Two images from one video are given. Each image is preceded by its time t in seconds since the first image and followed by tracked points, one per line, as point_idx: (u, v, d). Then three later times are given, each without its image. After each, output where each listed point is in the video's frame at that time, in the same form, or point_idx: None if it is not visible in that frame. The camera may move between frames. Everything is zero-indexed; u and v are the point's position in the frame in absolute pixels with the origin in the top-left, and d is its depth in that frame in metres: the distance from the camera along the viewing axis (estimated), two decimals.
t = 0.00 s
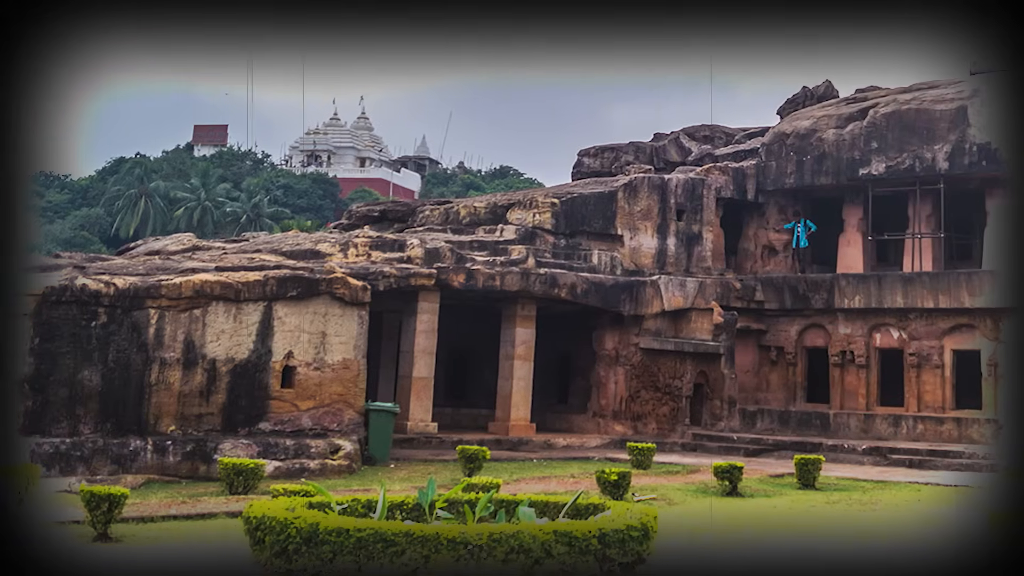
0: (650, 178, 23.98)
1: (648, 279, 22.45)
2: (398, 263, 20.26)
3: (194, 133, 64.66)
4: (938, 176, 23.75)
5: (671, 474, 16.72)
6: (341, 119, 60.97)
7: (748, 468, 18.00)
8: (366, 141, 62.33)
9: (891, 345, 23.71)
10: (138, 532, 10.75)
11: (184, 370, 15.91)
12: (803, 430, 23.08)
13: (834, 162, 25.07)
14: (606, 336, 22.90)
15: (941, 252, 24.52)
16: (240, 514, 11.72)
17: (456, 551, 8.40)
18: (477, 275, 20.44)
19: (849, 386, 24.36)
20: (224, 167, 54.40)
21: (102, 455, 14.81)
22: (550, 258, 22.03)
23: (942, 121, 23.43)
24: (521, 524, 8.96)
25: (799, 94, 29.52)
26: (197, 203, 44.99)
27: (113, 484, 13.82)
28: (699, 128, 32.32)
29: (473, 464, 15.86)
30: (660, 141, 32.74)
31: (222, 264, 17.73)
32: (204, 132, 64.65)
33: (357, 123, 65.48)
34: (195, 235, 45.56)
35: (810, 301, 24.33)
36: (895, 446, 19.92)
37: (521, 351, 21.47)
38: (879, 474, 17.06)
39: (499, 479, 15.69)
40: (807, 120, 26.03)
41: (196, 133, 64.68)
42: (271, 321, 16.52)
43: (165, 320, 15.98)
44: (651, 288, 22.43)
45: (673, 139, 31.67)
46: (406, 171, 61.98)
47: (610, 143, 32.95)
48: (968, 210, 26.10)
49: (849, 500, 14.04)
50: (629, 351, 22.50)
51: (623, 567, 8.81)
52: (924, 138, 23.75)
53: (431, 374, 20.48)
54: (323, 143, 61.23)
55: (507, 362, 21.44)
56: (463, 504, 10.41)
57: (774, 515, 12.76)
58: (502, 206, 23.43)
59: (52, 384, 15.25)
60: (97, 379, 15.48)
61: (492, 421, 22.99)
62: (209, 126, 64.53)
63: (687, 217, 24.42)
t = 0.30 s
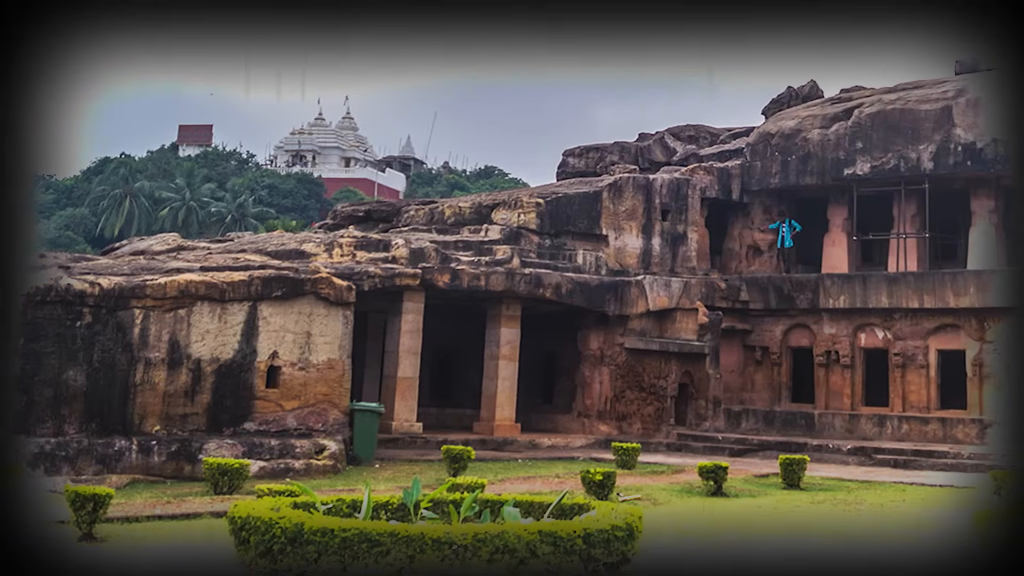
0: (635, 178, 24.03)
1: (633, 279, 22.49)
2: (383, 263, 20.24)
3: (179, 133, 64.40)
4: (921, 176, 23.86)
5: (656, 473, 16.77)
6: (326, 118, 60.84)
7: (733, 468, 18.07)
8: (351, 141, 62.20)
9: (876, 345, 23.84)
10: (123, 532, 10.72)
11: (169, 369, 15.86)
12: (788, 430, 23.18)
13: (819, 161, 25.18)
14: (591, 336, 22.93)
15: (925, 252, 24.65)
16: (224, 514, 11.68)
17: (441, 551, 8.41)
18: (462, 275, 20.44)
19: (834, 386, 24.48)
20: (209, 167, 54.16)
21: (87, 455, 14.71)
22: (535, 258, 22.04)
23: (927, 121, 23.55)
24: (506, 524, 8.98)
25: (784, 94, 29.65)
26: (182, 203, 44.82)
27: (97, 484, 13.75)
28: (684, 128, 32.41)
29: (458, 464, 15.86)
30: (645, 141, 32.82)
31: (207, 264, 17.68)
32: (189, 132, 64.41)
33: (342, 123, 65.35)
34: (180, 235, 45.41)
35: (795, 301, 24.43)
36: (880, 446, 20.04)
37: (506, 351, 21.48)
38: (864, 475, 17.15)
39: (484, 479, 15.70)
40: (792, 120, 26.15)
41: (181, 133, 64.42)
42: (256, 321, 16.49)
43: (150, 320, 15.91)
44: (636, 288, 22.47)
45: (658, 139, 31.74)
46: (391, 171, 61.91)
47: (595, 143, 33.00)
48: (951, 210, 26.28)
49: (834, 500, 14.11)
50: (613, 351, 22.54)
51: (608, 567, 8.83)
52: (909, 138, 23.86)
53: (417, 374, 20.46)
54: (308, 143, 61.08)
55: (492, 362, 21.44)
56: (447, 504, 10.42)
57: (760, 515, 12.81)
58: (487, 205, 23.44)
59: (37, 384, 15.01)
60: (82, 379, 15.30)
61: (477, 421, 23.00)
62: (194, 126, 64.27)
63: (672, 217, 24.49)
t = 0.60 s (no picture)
0: (620, 178, 24.09)
1: (618, 279, 22.54)
2: (368, 263, 20.23)
3: (164, 133, 64.10)
4: (907, 176, 23.97)
5: (641, 473, 16.83)
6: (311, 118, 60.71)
7: (718, 468, 18.15)
8: (336, 141, 62.06)
9: (861, 345, 23.97)
10: (108, 532, 10.68)
11: (154, 370, 15.79)
12: (773, 430, 23.28)
13: (804, 161, 25.29)
14: (576, 336, 22.95)
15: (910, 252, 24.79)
16: (209, 514, 11.65)
17: (426, 551, 8.37)
18: (447, 275, 20.45)
19: (819, 386, 24.60)
20: (194, 167, 53.93)
21: (72, 455, 14.62)
22: (520, 258, 22.05)
23: (912, 122, 23.66)
24: (491, 523, 8.97)
25: (770, 94, 29.78)
26: (167, 203, 44.65)
27: (82, 484, 13.69)
28: (669, 128, 32.52)
29: (443, 464, 15.85)
30: (630, 141, 32.90)
31: (192, 264, 17.64)
32: (174, 132, 64.14)
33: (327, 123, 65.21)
34: (165, 235, 45.23)
35: (780, 301, 24.54)
36: (865, 446, 20.15)
37: (491, 351, 21.49)
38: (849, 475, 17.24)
39: (469, 479, 15.72)
40: (777, 120, 26.26)
41: (166, 133, 64.13)
42: (241, 321, 16.46)
43: (135, 320, 15.85)
44: (621, 289, 22.52)
45: (643, 139, 31.82)
46: (376, 171, 61.82)
47: (580, 143, 33.06)
48: (934, 211, 26.46)
49: (819, 500, 14.19)
50: (599, 351, 22.58)
51: (593, 567, 8.89)
52: (893, 138, 23.98)
53: (401, 373, 20.45)
54: (293, 143, 60.94)
55: (477, 361, 21.45)
56: (433, 504, 10.44)
57: (745, 515, 12.86)
58: (472, 205, 23.46)
59: (22, 384, 14.93)
60: (67, 379, 15.21)
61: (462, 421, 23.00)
62: (179, 126, 63.98)
63: (657, 217, 24.57)
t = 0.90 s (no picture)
0: (605, 178, 24.14)
1: (603, 279, 22.58)
2: (352, 263, 20.21)
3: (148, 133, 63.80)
4: (890, 176, 24.09)
5: (626, 473, 16.88)
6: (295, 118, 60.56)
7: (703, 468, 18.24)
8: (321, 141, 61.93)
9: (845, 345, 24.10)
10: (92, 532, 10.64)
11: (138, 370, 15.74)
12: (757, 430, 23.37)
13: (789, 162, 25.39)
14: (560, 336, 22.98)
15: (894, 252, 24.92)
16: (194, 514, 11.62)
17: (410, 551, 8.39)
18: (431, 275, 20.45)
19: (803, 386, 24.72)
20: (178, 167, 53.69)
21: (57, 456, 14.58)
22: (504, 258, 22.07)
23: (897, 121, 23.74)
24: (476, 523, 8.97)
25: (754, 94, 29.91)
26: (152, 203, 44.46)
27: (66, 485, 13.63)
28: (654, 128, 32.62)
29: (428, 464, 15.85)
30: (615, 141, 32.97)
31: (177, 264, 17.58)
32: (158, 132, 63.84)
33: (312, 123, 65.05)
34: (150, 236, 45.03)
35: (765, 301, 24.63)
36: (849, 446, 20.26)
37: (476, 351, 21.50)
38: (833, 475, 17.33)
39: (454, 479, 15.74)
40: (762, 121, 26.38)
41: (150, 133, 63.85)
42: (226, 321, 16.41)
43: (120, 320, 15.78)
44: (605, 289, 22.55)
45: (627, 139, 31.89)
46: (361, 171, 61.72)
47: (565, 143, 33.11)
48: (919, 212, 26.62)
49: (803, 500, 14.26)
50: (583, 351, 22.61)
51: (578, 567, 8.92)
52: (878, 139, 24.06)
53: (386, 374, 20.43)
54: (277, 143, 60.77)
55: (462, 362, 21.46)
56: (417, 504, 10.45)
57: (730, 515, 12.91)
58: (456, 206, 23.46)
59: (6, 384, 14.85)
60: (52, 379, 15.14)
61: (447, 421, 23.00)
62: (164, 126, 63.69)
63: (642, 217, 24.62)
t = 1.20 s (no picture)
0: (590, 178, 24.19)
1: (588, 279, 22.62)
2: (337, 263, 20.18)
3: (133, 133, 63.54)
4: (875, 176, 24.22)
5: (611, 473, 16.92)
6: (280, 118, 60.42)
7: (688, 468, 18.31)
8: (306, 141, 61.79)
9: (830, 345, 24.21)
10: (76, 532, 10.59)
11: (123, 370, 15.69)
12: (742, 430, 23.46)
13: (774, 161, 25.49)
14: (545, 336, 23.01)
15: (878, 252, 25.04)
16: (179, 514, 11.60)
17: (395, 551, 8.38)
18: (416, 275, 20.44)
19: (788, 386, 24.83)
20: (163, 167, 53.48)
21: (42, 455, 14.47)
22: (489, 258, 22.08)
23: (882, 121, 23.83)
24: (461, 523, 8.98)
25: (739, 94, 30.04)
26: (137, 204, 44.30)
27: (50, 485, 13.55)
28: (639, 128, 32.71)
29: (413, 463, 15.85)
30: (600, 141, 33.05)
31: (162, 264, 17.52)
32: (143, 132, 63.59)
33: (297, 123, 64.91)
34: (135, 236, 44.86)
35: (750, 301, 24.73)
36: (834, 446, 20.36)
37: (461, 351, 21.50)
38: (818, 475, 17.42)
39: (439, 479, 15.74)
40: (747, 121, 26.50)
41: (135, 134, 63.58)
42: (211, 321, 16.36)
43: (105, 320, 15.74)
44: (590, 289, 22.59)
45: (613, 139, 31.97)
46: (346, 171, 61.62)
47: (550, 143, 33.16)
48: (904, 211, 26.78)
49: (788, 501, 14.32)
50: (568, 351, 22.64)
51: (563, 567, 8.92)
52: (862, 139, 24.17)
53: (371, 374, 20.41)
54: (262, 143, 60.62)
55: (447, 362, 21.45)
56: (402, 504, 10.45)
57: (714, 515, 12.96)
58: (441, 205, 23.45)
59: None
60: (36, 379, 15.15)
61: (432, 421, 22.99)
62: (149, 126, 63.43)
63: (627, 217, 24.68)
